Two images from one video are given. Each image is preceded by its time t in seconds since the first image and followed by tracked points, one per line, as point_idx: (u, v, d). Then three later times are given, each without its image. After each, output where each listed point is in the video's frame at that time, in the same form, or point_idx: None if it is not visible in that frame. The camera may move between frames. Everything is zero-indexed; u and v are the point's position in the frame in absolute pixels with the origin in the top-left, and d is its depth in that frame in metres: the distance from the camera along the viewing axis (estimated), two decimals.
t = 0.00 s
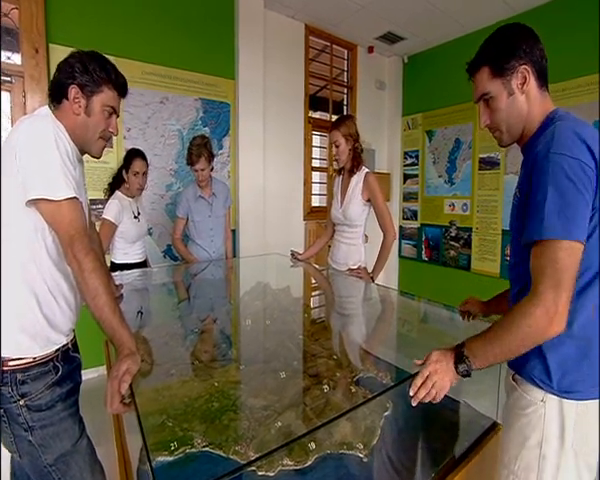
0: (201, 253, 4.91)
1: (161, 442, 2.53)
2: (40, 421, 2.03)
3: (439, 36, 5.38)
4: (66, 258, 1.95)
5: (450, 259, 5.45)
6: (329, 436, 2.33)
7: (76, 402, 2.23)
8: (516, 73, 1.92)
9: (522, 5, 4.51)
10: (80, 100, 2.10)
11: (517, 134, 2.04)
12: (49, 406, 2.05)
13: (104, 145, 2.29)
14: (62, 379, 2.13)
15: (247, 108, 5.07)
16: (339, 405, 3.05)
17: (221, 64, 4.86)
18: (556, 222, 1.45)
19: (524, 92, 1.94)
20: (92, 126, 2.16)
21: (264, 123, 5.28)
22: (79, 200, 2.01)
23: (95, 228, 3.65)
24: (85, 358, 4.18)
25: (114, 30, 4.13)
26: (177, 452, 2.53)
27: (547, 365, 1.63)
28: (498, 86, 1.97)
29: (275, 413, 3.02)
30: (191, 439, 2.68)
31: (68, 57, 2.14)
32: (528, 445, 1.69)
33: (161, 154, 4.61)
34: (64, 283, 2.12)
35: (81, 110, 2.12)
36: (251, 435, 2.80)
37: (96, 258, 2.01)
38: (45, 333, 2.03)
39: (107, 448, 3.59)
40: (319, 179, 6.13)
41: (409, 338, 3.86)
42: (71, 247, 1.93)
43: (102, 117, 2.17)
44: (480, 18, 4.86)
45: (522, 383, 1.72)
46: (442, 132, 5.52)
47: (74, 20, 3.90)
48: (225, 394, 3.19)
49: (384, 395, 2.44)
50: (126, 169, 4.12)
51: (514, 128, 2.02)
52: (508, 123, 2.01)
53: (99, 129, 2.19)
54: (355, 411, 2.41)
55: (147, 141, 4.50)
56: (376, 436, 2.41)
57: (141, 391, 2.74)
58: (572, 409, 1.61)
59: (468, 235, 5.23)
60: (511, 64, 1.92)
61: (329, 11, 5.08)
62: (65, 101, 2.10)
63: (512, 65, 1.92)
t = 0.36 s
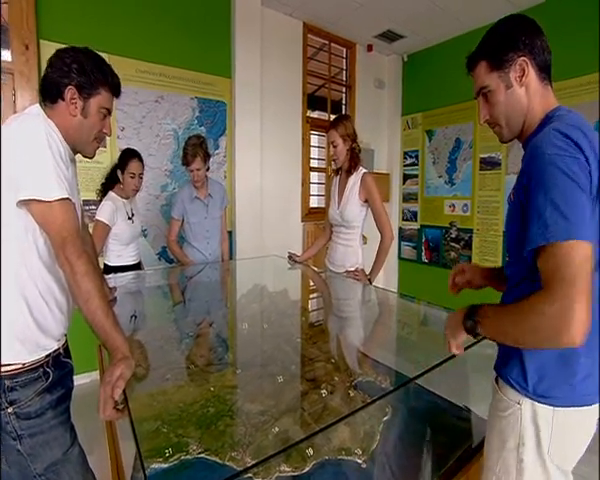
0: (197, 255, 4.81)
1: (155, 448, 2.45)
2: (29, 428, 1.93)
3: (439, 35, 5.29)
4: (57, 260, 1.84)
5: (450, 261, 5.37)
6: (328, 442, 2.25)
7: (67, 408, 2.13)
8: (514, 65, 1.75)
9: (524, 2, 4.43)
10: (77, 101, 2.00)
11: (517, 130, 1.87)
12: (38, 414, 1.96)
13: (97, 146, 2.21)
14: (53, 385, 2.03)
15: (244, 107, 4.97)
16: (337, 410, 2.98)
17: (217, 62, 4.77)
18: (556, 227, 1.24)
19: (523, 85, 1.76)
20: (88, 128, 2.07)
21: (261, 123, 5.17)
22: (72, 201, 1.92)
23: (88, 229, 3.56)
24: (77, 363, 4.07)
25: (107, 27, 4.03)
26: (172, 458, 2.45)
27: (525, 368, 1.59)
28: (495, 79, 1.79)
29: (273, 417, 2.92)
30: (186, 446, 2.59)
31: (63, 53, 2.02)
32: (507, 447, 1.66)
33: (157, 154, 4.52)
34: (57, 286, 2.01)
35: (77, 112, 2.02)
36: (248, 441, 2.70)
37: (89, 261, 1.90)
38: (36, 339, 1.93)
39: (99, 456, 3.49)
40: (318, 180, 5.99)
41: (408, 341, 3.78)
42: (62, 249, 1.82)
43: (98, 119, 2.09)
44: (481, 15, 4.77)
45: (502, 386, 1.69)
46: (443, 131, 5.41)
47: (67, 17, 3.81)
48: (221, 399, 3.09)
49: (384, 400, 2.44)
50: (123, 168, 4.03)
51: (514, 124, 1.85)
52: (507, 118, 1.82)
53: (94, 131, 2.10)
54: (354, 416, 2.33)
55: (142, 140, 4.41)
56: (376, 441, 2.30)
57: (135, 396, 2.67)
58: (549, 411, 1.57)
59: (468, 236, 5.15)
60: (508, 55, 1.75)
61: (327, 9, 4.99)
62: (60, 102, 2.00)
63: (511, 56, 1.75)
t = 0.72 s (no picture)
0: (190, 258, 4.65)
1: (146, 459, 2.37)
2: (13, 442, 1.83)
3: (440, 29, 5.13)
4: (42, 263, 1.75)
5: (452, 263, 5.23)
6: (326, 450, 2.17)
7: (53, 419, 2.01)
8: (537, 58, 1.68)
9: None
10: (74, 105, 1.98)
11: (535, 127, 1.77)
12: (22, 425, 1.85)
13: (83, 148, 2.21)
14: (38, 395, 1.90)
15: (239, 104, 4.81)
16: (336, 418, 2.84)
17: (211, 57, 4.61)
18: (533, 228, 1.57)
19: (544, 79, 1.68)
20: (80, 132, 2.06)
21: (257, 120, 5.00)
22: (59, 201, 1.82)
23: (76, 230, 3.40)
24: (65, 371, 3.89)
25: (95, 19, 3.87)
26: (164, 469, 2.38)
27: (531, 369, 1.73)
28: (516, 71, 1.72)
29: (269, 426, 2.81)
30: (179, 456, 2.53)
31: (57, 54, 1.98)
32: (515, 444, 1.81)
33: (149, 153, 4.36)
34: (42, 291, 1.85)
35: (72, 116, 2.00)
36: (243, 450, 2.61)
37: (76, 263, 1.81)
38: (21, 346, 1.79)
39: (87, 468, 3.33)
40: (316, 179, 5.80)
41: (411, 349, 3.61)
42: (48, 251, 1.72)
43: (91, 123, 2.11)
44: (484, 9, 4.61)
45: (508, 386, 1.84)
46: (445, 129, 5.24)
47: (51, 9, 3.66)
48: (215, 406, 2.93)
49: (384, 407, 2.28)
50: (117, 169, 3.86)
51: (532, 119, 1.75)
52: (525, 112, 1.74)
53: (85, 134, 2.10)
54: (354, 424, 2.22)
55: (133, 139, 4.24)
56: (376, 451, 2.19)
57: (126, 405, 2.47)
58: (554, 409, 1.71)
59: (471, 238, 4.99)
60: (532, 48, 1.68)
61: (325, 2, 4.83)
62: (55, 103, 1.95)
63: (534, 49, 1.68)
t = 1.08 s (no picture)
0: (182, 261, 4.42)
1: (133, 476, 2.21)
2: None
3: (444, 21, 4.89)
4: (20, 267, 1.49)
5: (457, 266, 5.00)
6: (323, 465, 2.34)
7: (32, 435, 1.83)
8: (555, 57, 1.58)
9: None
10: (57, 100, 1.72)
11: (551, 128, 1.68)
12: None
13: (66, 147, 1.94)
14: (15, 409, 1.73)
15: (232, 100, 4.57)
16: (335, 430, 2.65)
17: (203, 50, 4.38)
18: (548, 218, 1.51)
19: (564, 79, 1.58)
20: (64, 130, 1.80)
21: (252, 119, 4.76)
22: (45, 201, 1.61)
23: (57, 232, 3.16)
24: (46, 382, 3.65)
25: (88, 13, 3.71)
26: None
27: (543, 371, 1.63)
28: (533, 70, 1.62)
29: (264, 438, 2.65)
30: (168, 472, 2.34)
31: (39, 44, 1.72)
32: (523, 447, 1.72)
33: (138, 151, 4.14)
34: (20, 298, 1.57)
35: (55, 111, 1.73)
36: (236, 466, 2.47)
37: (59, 267, 1.57)
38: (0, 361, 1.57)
39: None
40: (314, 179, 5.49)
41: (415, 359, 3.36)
42: (28, 256, 1.47)
43: (76, 120, 1.85)
44: None
45: (518, 388, 1.74)
46: (450, 126, 5.00)
47: (42, 3, 3.49)
48: (207, 419, 2.74)
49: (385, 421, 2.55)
50: (103, 162, 3.64)
51: (549, 119, 1.65)
52: (544, 113, 1.64)
53: (69, 132, 1.83)
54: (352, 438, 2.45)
55: (121, 135, 4.02)
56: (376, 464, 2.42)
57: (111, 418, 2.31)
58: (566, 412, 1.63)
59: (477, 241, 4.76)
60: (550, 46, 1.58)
61: None
62: (35, 98, 1.68)
63: (552, 47, 1.58)
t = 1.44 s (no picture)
0: (170, 267, 4.13)
1: None
2: None
3: (449, 11, 4.62)
4: None
5: (463, 272, 4.73)
6: None
7: None
8: (567, 57, 1.52)
9: None
10: (32, 92, 1.50)
11: (564, 129, 1.61)
12: None
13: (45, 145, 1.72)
14: None
15: (225, 95, 4.28)
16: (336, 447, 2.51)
17: (193, 40, 4.10)
18: (567, 225, 1.45)
19: (577, 80, 1.52)
20: (42, 126, 1.57)
21: (245, 117, 4.47)
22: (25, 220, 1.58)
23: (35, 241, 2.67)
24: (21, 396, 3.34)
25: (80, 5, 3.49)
26: None
27: (562, 379, 1.58)
28: (545, 71, 1.54)
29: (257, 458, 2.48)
30: None
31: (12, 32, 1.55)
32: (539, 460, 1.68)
33: (123, 149, 3.86)
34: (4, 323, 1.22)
35: (31, 105, 1.51)
36: None
37: (34, 275, 1.47)
38: None
39: None
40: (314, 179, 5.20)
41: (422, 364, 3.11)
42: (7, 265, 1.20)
43: (55, 116, 1.64)
44: None
45: (534, 395, 1.70)
46: (457, 122, 4.72)
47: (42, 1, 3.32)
48: (197, 436, 2.51)
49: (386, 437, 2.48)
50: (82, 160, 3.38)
51: (562, 122, 1.58)
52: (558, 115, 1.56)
53: (48, 128, 1.61)
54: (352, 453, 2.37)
55: (104, 132, 3.75)
56: None
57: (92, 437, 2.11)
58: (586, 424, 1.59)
59: (486, 244, 4.48)
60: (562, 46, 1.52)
61: None
62: (7, 89, 1.46)
63: (565, 47, 1.52)
